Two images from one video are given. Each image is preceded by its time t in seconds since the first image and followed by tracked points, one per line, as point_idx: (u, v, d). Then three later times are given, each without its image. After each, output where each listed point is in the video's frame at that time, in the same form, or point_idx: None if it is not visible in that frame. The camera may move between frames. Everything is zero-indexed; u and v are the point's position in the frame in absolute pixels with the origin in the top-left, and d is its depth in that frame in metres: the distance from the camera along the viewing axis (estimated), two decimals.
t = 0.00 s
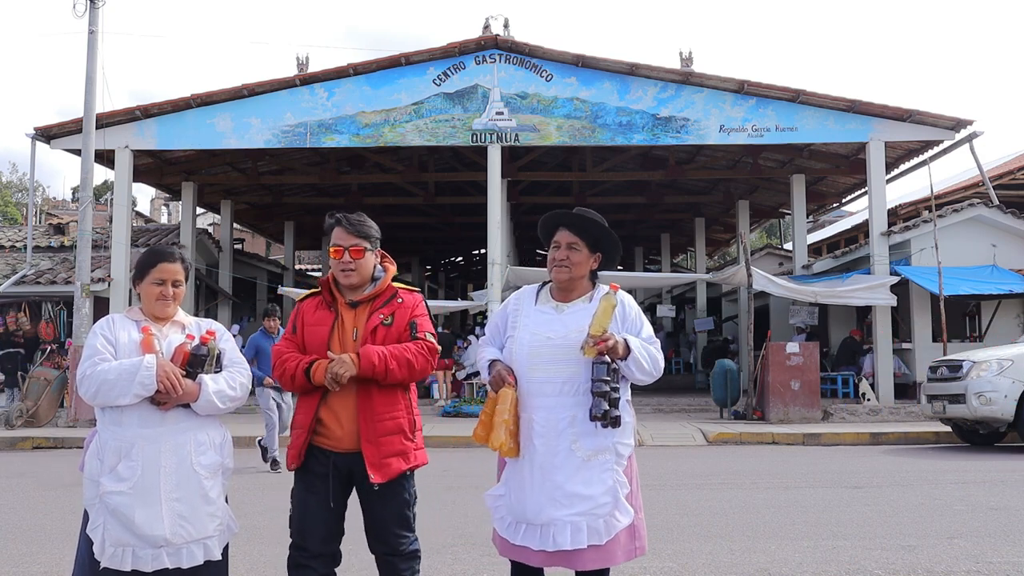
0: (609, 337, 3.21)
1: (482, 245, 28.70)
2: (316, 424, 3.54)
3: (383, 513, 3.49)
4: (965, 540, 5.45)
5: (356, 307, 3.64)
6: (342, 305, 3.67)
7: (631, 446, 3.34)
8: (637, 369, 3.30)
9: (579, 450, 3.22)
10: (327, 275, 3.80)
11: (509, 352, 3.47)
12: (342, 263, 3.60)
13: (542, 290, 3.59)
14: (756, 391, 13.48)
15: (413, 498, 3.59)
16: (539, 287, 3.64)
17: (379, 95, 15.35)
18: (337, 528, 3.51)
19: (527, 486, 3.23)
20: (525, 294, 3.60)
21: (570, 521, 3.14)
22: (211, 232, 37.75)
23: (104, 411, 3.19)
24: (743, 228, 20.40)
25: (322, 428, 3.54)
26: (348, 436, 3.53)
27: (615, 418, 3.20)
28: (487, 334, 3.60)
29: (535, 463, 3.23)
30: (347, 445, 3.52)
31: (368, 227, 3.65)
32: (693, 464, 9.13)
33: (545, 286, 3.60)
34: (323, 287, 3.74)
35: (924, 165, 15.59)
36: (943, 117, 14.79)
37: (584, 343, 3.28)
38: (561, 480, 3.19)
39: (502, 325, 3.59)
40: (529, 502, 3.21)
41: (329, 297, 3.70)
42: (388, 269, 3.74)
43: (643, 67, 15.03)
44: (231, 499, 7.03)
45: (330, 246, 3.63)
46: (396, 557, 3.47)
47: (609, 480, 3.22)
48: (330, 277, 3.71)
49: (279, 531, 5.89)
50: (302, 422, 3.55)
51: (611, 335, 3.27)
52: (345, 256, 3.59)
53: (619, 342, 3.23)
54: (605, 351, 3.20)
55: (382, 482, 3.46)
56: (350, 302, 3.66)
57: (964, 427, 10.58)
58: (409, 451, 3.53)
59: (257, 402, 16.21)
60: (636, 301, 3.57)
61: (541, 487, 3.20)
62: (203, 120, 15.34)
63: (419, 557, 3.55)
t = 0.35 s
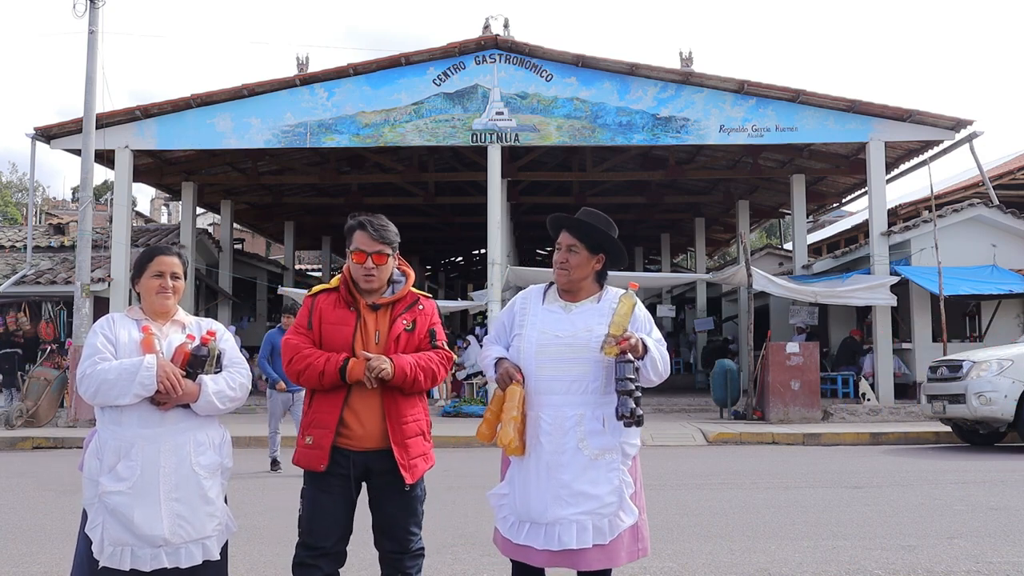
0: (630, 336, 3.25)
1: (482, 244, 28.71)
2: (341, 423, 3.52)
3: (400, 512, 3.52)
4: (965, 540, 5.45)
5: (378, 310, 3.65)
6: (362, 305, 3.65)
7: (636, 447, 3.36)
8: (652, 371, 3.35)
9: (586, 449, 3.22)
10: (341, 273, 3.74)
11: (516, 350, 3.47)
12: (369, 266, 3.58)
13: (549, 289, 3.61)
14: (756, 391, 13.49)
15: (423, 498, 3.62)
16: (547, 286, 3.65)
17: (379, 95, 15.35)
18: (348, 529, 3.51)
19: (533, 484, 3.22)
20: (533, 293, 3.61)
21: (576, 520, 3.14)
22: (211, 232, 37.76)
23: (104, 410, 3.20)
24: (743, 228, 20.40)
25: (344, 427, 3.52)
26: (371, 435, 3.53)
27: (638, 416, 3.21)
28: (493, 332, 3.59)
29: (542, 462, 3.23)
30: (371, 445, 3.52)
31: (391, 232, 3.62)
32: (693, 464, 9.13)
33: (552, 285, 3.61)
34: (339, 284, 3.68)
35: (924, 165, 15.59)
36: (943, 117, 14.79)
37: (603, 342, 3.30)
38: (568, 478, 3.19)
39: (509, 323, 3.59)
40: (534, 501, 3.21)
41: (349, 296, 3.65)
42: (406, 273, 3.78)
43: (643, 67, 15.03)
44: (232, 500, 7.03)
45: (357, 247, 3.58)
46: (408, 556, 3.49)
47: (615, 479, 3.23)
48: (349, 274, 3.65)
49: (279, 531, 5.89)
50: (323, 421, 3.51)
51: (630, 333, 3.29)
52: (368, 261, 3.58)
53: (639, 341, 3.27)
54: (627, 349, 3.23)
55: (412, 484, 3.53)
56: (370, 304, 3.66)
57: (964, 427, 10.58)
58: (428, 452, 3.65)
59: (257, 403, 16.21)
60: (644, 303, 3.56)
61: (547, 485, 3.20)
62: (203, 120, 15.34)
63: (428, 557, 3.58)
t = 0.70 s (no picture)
0: (633, 336, 3.25)
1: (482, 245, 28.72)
2: (327, 425, 3.52)
3: (392, 514, 3.50)
4: (966, 540, 5.45)
5: (370, 312, 3.64)
6: (355, 306, 3.65)
7: (636, 446, 3.32)
8: (655, 370, 3.34)
9: (582, 447, 3.21)
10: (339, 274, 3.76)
11: (518, 348, 3.49)
12: (361, 266, 3.58)
13: (553, 288, 3.61)
14: (756, 391, 13.50)
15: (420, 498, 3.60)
16: (552, 285, 3.65)
17: (379, 95, 15.35)
18: (344, 529, 3.51)
19: (531, 483, 3.23)
20: (537, 292, 3.62)
21: (571, 519, 3.13)
22: (211, 232, 37.79)
23: (103, 410, 3.20)
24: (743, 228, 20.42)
25: (333, 429, 3.53)
26: (359, 437, 3.52)
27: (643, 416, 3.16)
28: (497, 332, 3.62)
29: (539, 460, 3.24)
30: (358, 446, 3.52)
31: (387, 232, 3.62)
32: (693, 464, 9.13)
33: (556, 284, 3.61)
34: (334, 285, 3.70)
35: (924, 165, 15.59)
36: (943, 117, 14.79)
37: (607, 341, 3.30)
38: (565, 476, 3.18)
39: (513, 322, 3.61)
40: (532, 499, 3.22)
41: (342, 297, 3.66)
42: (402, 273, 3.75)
43: (643, 67, 15.02)
44: (232, 499, 7.03)
45: (347, 248, 3.59)
46: (404, 557, 3.48)
47: (612, 478, 3.20)
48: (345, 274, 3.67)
49: (280, 531, 5.89)
50: (311, 422, 3.52)
51: (634, 333, 3.29)
52: (363, 259, 3.57)
53: (642, 340, 3.27)
54: (629, 348, 3.22)
55: (398, 487, 3.48)
56: (363, 305, 3.65)
57: (964, 427, 10.58)
58: (420, 455, 3.58)
59: (257, 403, 16.21)
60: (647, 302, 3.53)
61: (544, 484, 3.20)
62: (203, 120, 15.34)
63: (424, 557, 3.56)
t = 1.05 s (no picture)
0: (615, 329, 3.19)
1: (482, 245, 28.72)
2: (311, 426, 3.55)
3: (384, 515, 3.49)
4: (966, 540, 5.45)
5: (354, 313, 3.64)
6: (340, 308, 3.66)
7: (635, 446, 3.30)
8: (644, 364, 3.27)
9: (579, 447, 3.20)
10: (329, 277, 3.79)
11: (518, 348, 3.50)
12: (346, 268, 3.59)
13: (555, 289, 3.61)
14: (756, 391, 13.51)
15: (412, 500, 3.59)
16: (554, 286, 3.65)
17: (379, 95, 15.35)
18: (338, 529, 3.51)
19: (527, 482, 3.25)
20: (538, 293, 3.63)
21: (567, 519, 3.13)
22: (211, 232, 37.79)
23: (103, 410, 3.20)
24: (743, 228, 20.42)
25: (319, 428, 3.54)
26: (343, 437, 3.52)
27: (621, 412, 3.15)
28: (501, 334, 3.65)
29: (535, 460, 3.24)
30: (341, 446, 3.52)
31: (372, 232, 3.62)
32: (693, 464, 9.13)
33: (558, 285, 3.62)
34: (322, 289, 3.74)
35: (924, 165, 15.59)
36: (943, 117, 14.78)
37: (592, 336, 3.28)
38: (561, 476, 3.18)
39: (516, 323, 3.63)
40: (530, 498, 3.22)
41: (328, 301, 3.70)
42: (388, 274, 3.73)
43: (643, 67, 15.02)
44: (231, 499, 7.03)
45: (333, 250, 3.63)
46: (398, 558, 3.48)
47: (609, 478, 3.18)
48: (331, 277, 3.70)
49: (280, 531, 5.89)
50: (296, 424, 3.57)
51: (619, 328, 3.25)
52: (348, 261, 3.58)
53: (625, 335, 3.20)
54: (610, 342, 3.18)
55: (375, 489, 3.45)
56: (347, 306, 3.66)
57: (964, 427, 10.58)
58: (405, 457, 3.54)
59: (257, 403, 16.21)
60: (647, 299, 3.51)
61: (540, 483, 3.21)
62: (203, 120, 15.34)
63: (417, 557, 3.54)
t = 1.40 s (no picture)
0: (602, 332, 3.19)
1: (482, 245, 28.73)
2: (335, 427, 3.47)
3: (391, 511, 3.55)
4: (966, 540, 5.45)
5: (355, 308, 3.66)
6: (341, 303, 3.61)
7: (634, 446, 3.29)
8: (640, 365, 3.24)
9: (578, 448, 3.20)
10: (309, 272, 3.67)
11: (518, 349, 3.51)
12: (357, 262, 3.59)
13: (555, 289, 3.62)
14: (756, 391, 13.52)
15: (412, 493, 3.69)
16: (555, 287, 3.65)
17: (379, 95, 15.35)
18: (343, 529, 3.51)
19: (527, 483, 3.25)
20: (538, 293, 3.63)
21: (566, 519, 3.13)
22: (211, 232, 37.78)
23: (103, 411, 3.20)
24: (743, 228, 20.43)
25: (339, 429, 3.48)
26: (368, 434, 3.53)
27: (612, 414, 3.17)
28: (502, 334, 3.66)
29: (535, 460, 3.25)
30: (367, 445, 3.51)
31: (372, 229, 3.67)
32: (693, 464, 9.13)
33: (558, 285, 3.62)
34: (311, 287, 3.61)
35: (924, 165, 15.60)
36: (943, 117, 14.79)
37: (581, 341, 3.29)
38: (560, 476, 3.18)
39: (516, 323, 3.64)
40: (529, 499, 3.23)
41: (325, 297, 3.58)
42: (374, 271, 3.83)
43: (643, 67, 15.02)
44: (231, 499, 7.03)
45: (344, 246, 3.55)
46: (402, 554, 3.53)
47: (608, 479, 3.18)
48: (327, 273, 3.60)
49: (280, 530, 5.89)
50: (317, 428, 3.45)
51: (607, 329, 3.24)
52: (361, 256, 3.58)
53: (612, 336, 3.19)
54: (596, 346, 3.18)
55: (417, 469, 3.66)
56: (348, 301, 3.64)
57: (963, 427, 10.59)
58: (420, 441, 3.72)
59: (257, 403, 16.21)
60: (647, 299, 3.51)
61: (540, 484, 3.21)
62: (203, 120, 15.34)
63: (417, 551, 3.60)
